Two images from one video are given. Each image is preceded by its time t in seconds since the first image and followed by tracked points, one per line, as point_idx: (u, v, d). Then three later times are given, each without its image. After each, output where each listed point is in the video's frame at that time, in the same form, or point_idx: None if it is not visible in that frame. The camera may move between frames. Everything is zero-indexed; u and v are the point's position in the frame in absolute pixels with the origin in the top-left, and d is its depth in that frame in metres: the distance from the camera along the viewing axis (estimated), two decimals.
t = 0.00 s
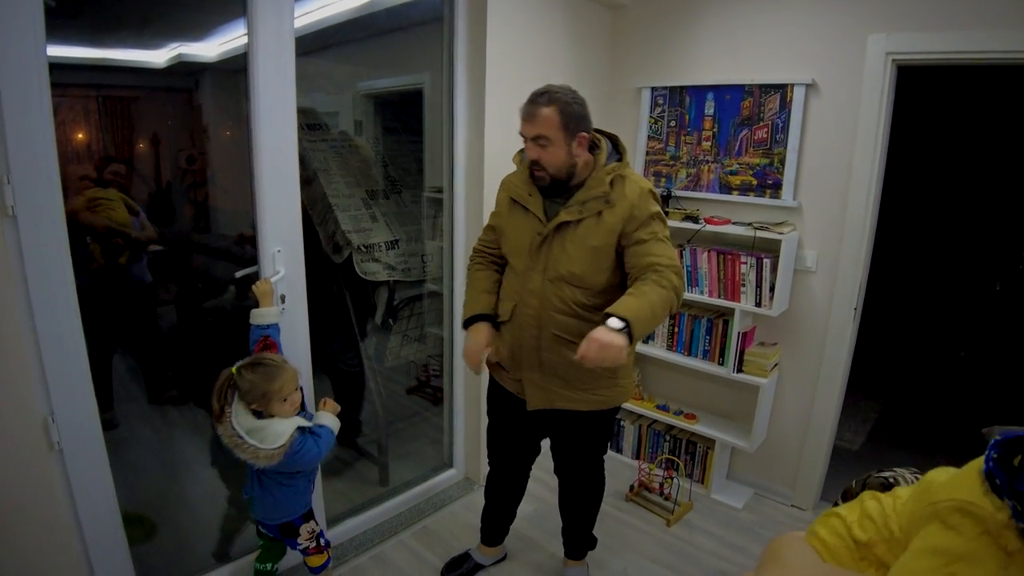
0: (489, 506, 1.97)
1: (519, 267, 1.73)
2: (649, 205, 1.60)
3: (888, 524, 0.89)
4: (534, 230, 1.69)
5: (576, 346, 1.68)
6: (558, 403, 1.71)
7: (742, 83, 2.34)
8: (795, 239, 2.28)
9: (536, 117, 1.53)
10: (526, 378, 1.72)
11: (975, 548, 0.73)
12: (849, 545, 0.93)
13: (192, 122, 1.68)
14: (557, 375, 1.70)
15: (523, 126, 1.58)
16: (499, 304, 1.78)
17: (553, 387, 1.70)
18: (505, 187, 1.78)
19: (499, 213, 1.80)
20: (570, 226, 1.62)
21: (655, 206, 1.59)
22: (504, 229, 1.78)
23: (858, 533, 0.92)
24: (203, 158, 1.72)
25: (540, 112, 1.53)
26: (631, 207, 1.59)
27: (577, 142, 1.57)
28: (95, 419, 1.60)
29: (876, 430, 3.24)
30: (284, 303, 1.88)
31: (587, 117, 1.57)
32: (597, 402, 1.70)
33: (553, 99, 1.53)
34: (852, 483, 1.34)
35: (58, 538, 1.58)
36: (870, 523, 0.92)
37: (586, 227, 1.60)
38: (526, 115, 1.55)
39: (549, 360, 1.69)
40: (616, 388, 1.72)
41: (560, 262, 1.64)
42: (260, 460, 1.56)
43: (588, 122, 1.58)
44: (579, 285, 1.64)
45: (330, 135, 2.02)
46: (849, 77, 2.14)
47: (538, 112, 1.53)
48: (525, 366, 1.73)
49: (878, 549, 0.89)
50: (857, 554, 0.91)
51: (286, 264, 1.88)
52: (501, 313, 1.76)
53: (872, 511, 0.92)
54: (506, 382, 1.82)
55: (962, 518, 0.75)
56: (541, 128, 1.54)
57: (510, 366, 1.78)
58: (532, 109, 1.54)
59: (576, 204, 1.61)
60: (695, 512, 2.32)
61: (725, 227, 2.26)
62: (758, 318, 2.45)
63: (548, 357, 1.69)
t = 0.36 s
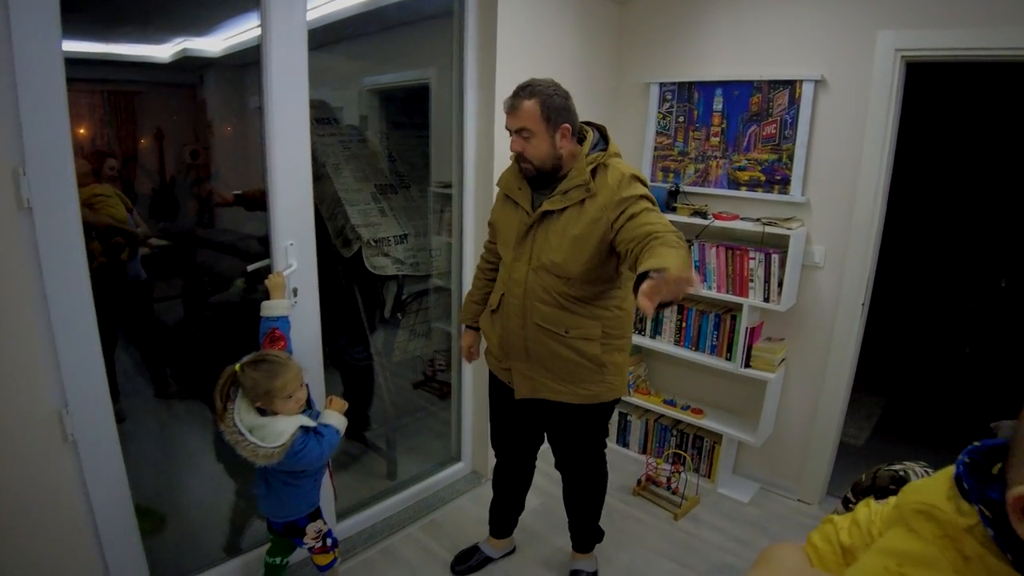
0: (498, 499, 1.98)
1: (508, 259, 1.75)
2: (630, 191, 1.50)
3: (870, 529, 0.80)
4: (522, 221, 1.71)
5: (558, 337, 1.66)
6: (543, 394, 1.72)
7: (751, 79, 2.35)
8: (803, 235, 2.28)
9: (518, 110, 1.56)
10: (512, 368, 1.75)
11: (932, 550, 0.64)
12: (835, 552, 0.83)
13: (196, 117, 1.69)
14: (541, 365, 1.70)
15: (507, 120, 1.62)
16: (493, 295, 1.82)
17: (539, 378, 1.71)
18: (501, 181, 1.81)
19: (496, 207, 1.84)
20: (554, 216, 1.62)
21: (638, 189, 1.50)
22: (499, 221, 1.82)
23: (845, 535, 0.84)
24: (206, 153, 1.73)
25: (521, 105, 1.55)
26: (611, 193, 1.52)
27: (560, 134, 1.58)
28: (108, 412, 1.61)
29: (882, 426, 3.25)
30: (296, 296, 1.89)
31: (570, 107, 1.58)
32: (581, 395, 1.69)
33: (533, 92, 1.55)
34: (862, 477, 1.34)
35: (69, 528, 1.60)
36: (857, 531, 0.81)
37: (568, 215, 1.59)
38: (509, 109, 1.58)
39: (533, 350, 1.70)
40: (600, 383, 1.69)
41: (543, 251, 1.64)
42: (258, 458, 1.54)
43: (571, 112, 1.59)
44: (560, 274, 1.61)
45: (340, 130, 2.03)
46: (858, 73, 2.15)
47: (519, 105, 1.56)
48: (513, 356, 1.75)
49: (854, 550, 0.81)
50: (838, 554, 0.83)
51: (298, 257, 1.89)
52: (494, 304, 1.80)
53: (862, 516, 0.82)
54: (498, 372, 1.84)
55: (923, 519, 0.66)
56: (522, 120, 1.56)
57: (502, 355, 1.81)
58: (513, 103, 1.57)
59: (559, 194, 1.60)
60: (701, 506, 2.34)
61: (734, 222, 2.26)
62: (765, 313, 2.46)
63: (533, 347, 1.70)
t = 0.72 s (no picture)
0: (513, 486, 1.99)
1: (517, 245, 1.75)
2: (640, 172, 1.49)
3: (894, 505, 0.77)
4: (532, 206, 1.70)
5: (569, 321, 1.66)
6: (555, 379, 1.72)
7: (771, 68, 2.33)
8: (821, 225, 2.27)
9: (527, 95, 1.56)
10: (523, 353, 1.75)
11: (943, 521, 0.60)
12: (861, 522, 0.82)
13: (208, 107, 1.69)
14: (552, 350, 1.70)
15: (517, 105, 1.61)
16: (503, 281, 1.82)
17: (550, 363, 1.72)
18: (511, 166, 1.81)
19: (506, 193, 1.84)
20: (564, 200, 1.62)
21: (647, 171, 1.50)
22: (508, 208, 1.82)
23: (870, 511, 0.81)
24: (218, 143, 1.74)
25: (531, 90, 1.54)
26: (620, 177, 1.52)
27: (570, 118, 1.57)
28: (129, 398, 1.63)
29: (898, 420, 3.23)
30: (315, 281, 1.89)
31: (579, 91, 1.57)
32: (593, 379, 1.68)
33: (543, 76, 1.54)
34: (883, 466, 1.35)
35: (88, 510, 1.62)
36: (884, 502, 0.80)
37: (578, 200, 1.59)
38: (519, 93, 1.57)
39: (544, 335, 1.70)
40: (611, 367, 1.68)
41: (553, 236, 1.64)
42: (288, 432, 1.57)
43: (582, 96, 1.58)
44: (571, 258, 1.61)
45: (358, 117, 2.03)
46: (878, 63, 2.13)
47: (529, 89, 1.55)
48: (523, 341, 1.75)
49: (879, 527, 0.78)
50: (862, 528, 0.81)
51: (317, 242, 1.89)
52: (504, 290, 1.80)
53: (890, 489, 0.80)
54: (509, 358, 1.84)
55: (933, 493, 0.62)
56: (532, 105, 1.56)
57: (512, 341, 1.81)
58: (523, 87, 1.56)
59: (569, 178, 1.60)
60: (715, 497, 2.33)
61: (751, 212, 2.25)
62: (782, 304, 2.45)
63: (543, 332, 1.70)
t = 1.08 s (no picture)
0: (522, 470, 2.00)
1: (530, 232, 1.73)
2: (660, 162, 1.50)
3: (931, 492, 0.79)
4: (547, 193, 1.68)
5: (584, 309, 1.65)
6: (569, 366, 1.72)
7: (789, 57, 2.31)
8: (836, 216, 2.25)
9: (544, 80, 1.53)
10: (537, 340, 1.74)
11: (1010, 516, 0.68)
12: (891, 511, 0.83)
13: (223, 91, 1.71)
14: (567, 338, 1.70)
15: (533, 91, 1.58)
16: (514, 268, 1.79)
17: (564, 350, 1.71)
18: (523, 152, 1.78)
19: (517, 179, 1.81)
20: (581, 187, 1.60)
21: (667, 160, 1.50)
22: (521, 196, 1.80)
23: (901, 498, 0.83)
24: (234, 127, 1.75)
25: (548, 75, 1.52)
26: (640, 165, 1.51)
27: (587, 104, 1.56)
28: (144, 375, 1.65)
29: (909, 416, 3.21)
30: (328, 263, 1.91)
31: (596, 77, 1.56)
32: (606, 366, 1.69)
33: (561, 62, 1.52)
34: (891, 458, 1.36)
35: (104, 485, 1.65)
36: (909, 488, 0.83)
37: (595, 187, 1.57)
38: (535, 79, 1.54)
39: (558, 322, 1.69)
40: (625, 353, 1.69)
41: (569, 224, 1.62)
42: (330, 406, 1.63)
43: (598, 82, 1.57)
44: (588, 246, 1.59)
45: (373, 102, 2.03)
46: (899, 53, 2.10)
47: (546, 75, 1.52)
48: (536, 329, 1.74)
49: (920, 517, 0.80)
50: (893, 518, 0.83)
51: (332, 224, 1.90)
52: (516, 277, 1.77)
53: (912, 474, 0.84)
54: (521, 345, 1.83)
55: (995, 484, 0.70)
56: (548, 91, 1.53)
57: (524, 328, 1.80)
58: (540, 73, 1.53)
59: (586, 165, 1.58)
60: (723, 487, 2.34)
61: (767, 202, 2.23)
62: (795, 296, 2.43)
63: (557, 319, 1.69)
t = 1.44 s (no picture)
0: (529, 451, 2.01)
1: (547, 213, 1.71)
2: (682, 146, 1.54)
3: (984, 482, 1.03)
4: (566, 174, 1.67)
5: (600, 292, 1.65)
6: (581, 349, 1.72)
7: (804, 43, 2.28)
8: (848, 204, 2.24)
9: (569, 61, 1.50)
10: (550, 323, 1.73)
11: None
12: (938, 511, 1.08)
13: (236, 73, 1.71)
14: (581, 320, 1.69)
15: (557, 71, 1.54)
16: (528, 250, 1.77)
17: (577, 333, 1.71)
18: (539, 132, 1.76)
19: (532, 160, 1.80)
20: (603, 170, 1.60)
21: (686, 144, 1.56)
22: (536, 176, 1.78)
23: (950, 499, 1.07)
24: (247, 109, 1.76)
25: (573, 57, 1.48)
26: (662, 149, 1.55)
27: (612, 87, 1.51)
28: (156, 354, 1.68)
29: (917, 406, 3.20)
30: (339, 243, 1.92)
31: (623, 60, 1.50)
32: (617, 349, 1.69)
33: (587, 44, 1.48)
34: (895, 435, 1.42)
35: (118, 459, 1.68)
36: (959, 489, 1.06)
37: (618, 170, 1.58)
38: (561, 59, 1.51)
39: (573, 305, 1.69)
40: (637, 337, 1.70)
41: (591, 206, 1.62)
42: (377, 362, 1.71)
43: (625, 65, 1.50)
44: (610, 227, 1.60)
45: (385, 84, 2.02)
46: (916, 40, 2.07)
47: (573, 56, 1.49)
48: (550, 311, 1.73)
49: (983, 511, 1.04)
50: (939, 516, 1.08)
51: (343, 203, 1.91)
52: (531, 259, 1.75)
53: (949, 466, 1.08)
54: (531, 327, 1.83)
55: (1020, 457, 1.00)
56: (573, 73, 1.50)
57: (536, 311, 1.79)
58: (566, 53, 1.50)
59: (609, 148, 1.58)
60: (729, 473, 2.35)
61: (779, 187, 2.22)
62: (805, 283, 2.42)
63: (572, 301, 1.69)
